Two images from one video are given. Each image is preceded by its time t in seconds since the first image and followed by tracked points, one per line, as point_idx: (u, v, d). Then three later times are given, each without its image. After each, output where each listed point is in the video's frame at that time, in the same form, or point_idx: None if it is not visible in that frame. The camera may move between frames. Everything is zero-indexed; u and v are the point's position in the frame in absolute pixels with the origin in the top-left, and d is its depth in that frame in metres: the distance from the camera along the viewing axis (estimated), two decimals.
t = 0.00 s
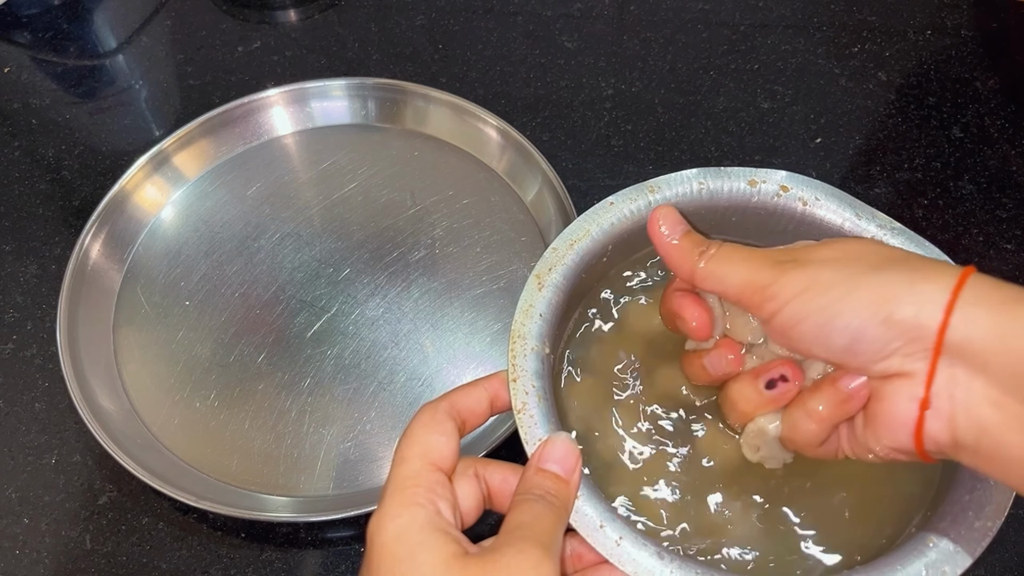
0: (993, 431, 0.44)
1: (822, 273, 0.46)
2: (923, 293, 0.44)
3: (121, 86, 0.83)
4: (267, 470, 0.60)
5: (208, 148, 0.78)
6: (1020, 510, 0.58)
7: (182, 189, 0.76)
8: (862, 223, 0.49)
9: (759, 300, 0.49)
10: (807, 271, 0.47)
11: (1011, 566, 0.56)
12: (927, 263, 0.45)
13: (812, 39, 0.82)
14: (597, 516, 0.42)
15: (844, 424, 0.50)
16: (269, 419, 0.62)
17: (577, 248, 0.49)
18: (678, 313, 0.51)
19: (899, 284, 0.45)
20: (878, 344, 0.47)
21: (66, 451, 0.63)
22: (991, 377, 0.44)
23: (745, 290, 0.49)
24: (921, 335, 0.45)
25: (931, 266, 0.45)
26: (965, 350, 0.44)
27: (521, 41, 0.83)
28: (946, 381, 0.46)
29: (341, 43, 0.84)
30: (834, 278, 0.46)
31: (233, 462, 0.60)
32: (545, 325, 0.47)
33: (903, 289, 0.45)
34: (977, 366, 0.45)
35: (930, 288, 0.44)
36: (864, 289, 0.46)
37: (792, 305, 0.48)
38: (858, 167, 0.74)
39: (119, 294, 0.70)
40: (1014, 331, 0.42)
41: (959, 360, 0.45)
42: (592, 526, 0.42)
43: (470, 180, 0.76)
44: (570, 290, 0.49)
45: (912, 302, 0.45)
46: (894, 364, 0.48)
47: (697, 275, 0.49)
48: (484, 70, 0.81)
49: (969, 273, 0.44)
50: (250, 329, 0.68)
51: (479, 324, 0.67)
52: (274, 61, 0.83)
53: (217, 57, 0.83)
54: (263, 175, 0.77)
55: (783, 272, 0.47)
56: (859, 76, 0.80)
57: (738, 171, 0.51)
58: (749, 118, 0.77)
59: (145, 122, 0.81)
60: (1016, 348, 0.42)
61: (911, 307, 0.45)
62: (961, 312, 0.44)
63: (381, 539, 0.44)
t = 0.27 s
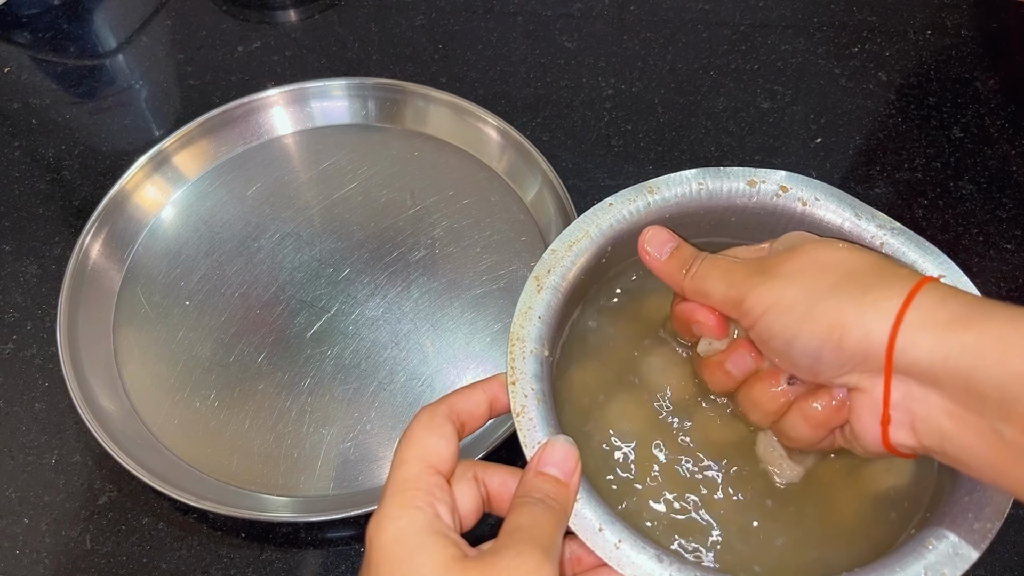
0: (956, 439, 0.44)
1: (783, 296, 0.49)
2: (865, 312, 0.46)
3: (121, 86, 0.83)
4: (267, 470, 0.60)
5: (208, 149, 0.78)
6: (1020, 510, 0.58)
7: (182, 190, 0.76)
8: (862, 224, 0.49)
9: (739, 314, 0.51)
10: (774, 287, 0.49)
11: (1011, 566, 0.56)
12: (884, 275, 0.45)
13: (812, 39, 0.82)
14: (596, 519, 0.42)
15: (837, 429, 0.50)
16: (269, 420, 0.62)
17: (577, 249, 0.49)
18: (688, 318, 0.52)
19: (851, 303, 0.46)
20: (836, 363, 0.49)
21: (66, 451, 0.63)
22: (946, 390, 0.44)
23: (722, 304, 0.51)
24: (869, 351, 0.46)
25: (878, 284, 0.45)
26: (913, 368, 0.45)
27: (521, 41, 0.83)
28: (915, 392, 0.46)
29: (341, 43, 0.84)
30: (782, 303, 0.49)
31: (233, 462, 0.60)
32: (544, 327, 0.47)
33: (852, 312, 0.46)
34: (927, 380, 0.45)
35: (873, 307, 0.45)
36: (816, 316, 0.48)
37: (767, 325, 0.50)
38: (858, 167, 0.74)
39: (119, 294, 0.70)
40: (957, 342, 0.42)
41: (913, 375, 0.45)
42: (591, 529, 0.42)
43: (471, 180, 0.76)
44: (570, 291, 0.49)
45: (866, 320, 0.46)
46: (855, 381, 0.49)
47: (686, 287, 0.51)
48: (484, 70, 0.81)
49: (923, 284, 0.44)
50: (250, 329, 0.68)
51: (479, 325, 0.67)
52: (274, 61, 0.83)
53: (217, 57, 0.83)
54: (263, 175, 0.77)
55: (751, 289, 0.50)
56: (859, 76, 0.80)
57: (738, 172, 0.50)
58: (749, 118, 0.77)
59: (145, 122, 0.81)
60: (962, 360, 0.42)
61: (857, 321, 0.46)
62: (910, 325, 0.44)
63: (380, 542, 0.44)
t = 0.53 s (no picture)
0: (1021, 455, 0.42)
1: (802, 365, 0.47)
2: (884, 363, 0.44)
3: (121, 86, 0.83)
4: (267, 470, 0.60)
5: (208, 148, 0.78)
6: (1020, 510, 0.58)
7: (182, 189, 0.76)
8: (863, 224, 0.49)
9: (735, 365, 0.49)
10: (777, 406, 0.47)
11: (1011, 566, 0.56)
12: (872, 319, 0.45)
13: (812, 39, 0.82)
14: (595, 513, 0.42)
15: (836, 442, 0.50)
16: (269, 420, 0.62)
17: (579, 246, 0.49)
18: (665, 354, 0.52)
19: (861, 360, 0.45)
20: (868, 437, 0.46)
21: (66, 451, 0.63)
22: (987, 422, 0.42)
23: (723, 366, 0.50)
24: (901, 412, 0.44)
25: (882, 340, 0.44)
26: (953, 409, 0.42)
27: (521, 41, 0.83)
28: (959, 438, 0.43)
29: (341, 43, 0.84)
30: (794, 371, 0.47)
31: (233, 462, 0.60)
32: (545, 323, 0.47)
33: (870, 372, 0.44)
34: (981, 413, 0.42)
35: (893, 357, 0.44)
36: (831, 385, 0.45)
37: (781, 407, 0.47)
38: (858, 167, 0.74)
39: (119, 294, 0.70)
40: (985, 364, 0.41)
41: (962, 416, 0.42)
42: (590, 524, 0.42)
43: (471, 181, 0.76)
44: (571, 289, 0.49)
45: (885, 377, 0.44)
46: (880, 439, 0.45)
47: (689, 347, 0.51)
48: (484, 70, 0.81)
49: (925, 311, 0.44)
50: (250, 329, 0.68)
51: (479, 325, 0.67)
52: (274, 61, 0.83)
53: (217, 57, 0.83)
54: (263, 175, 0.77)
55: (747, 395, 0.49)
56: (859, 76, 0.80)
57: (740, 171, 0.51)
58: (749, 118, 0.77)
59: (145, 122, 0.81)
60: (996, 374, 0.41)
61: (874, 380, 0.44)
62: (932, 363, 0.43)
63: (379, 535, 0.44)
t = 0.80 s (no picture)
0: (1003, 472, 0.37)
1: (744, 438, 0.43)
2: (814, 430, 0.41)
3: (121, 86, 0.83)
4: (267, 469, 0.60)
5: (208, 148, 0.78)
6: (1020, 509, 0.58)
7: (182, 189, 0.76)
8: (865, 225, 0.49)
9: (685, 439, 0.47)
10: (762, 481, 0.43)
11: (1012, 565, 0.56)
12: (796, 373, 0.42)
13: (812, 39, 0.82)
14: (594, 514, 0.42)
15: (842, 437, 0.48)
16: (269, 420, 0.62)
17: (580, 246, 0.49)
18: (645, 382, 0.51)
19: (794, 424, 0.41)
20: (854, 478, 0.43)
21: (66, 451, 0.63)
22: (939, 459, 0.39)
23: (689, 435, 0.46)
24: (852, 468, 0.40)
25: (807, 404, 0.41)
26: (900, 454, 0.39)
27: (521, 41, 0.83)
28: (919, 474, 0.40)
29: (341, 43, 0.84)
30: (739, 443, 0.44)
31: (233, 462, 0.60)
32: (546, 323, 0.47)
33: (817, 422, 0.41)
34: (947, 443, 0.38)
35: (826, 423, 0.40)
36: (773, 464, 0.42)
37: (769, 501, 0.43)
38: (858, 167, 0.74)
39: (119, 294, 0.70)
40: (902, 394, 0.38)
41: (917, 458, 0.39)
42: (588, 525, 0.42)
43: (471, 181, 0.76)
44: (572, 288, 0.49)
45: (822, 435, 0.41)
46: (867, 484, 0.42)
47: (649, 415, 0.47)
48: (484, 70, 0.81)
49: (842, 368, 0.40)
50: (249, 329, 0.68)
51: (479, 325, 0.67)
52: (275, 61, 0.83)
53: (217, 57, 0.83)
54: (264, 175, 0.77)
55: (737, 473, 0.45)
56: (859, 76, 0.80)
57: (742, 172, 0.51)
58: (749, 118, 0.77)
59: (145, 122, 0.81)
60: (932, 413, 0.38)
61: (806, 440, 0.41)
62: (862, 413, 0.39)
63: (378, 533, 0.44)
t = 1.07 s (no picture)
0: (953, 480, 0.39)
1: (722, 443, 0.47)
2: (778, 437, 0.44)
3: (121, 86, 0.83)
4: (267, 469, 0.60)
5: (209, 149, 0.78)
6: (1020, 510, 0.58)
7: (182, 190, 0.76)
8: (864, 224, 0.49)
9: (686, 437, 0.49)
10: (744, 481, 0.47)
11: (1011, 566, 0.56)
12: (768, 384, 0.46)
13: (812, 39, 0.82)
14: (597, 515, 0.42)
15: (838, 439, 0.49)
16: (270, 421, 0.62)
17: (579, 247, 0.49)
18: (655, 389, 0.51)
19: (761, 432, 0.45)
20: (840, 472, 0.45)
21: (66, 451, 0.63)
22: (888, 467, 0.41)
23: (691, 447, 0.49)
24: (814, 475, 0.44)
25: (773, 415, 0.45)
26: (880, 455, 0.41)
27: (521, 41, 0.83)
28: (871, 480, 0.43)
29: (341, 43, 0.84)
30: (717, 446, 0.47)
31: (232, 462, 0.60)
32: (546, 324, 0.47)
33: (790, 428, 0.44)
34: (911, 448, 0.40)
35: (787, 432, 0.44)
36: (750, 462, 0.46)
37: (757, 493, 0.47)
38: (858, 167, 0.74)
39: (119, 294, 0.70)
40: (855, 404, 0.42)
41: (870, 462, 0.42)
42: (592, 526, 0.42)
43: (471, 180, 0.76)
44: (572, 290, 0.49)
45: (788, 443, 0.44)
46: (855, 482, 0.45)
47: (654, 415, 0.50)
48: (484, 70, 0.81)
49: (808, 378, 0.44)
50: (249, 329, 0.68)
51: (479, 325, 0.67)
52: (275, 61, 0.83)
53: (217, 57, 0.83)
54: (264, 175, 0.77)
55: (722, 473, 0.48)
56: (859, 76, 0.80)
57: (740, 172, 0.51)
58: (750, 118, 0.77)
59: (145, 122, 0.81)
60: (880, 426, 0.41)
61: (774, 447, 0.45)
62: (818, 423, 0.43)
63: (382, 537, 0.44)
